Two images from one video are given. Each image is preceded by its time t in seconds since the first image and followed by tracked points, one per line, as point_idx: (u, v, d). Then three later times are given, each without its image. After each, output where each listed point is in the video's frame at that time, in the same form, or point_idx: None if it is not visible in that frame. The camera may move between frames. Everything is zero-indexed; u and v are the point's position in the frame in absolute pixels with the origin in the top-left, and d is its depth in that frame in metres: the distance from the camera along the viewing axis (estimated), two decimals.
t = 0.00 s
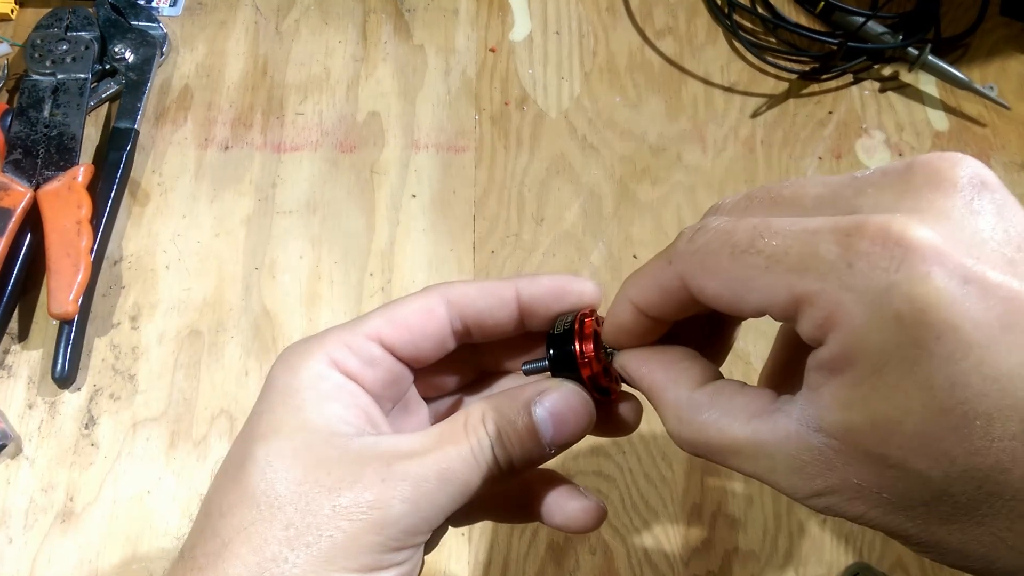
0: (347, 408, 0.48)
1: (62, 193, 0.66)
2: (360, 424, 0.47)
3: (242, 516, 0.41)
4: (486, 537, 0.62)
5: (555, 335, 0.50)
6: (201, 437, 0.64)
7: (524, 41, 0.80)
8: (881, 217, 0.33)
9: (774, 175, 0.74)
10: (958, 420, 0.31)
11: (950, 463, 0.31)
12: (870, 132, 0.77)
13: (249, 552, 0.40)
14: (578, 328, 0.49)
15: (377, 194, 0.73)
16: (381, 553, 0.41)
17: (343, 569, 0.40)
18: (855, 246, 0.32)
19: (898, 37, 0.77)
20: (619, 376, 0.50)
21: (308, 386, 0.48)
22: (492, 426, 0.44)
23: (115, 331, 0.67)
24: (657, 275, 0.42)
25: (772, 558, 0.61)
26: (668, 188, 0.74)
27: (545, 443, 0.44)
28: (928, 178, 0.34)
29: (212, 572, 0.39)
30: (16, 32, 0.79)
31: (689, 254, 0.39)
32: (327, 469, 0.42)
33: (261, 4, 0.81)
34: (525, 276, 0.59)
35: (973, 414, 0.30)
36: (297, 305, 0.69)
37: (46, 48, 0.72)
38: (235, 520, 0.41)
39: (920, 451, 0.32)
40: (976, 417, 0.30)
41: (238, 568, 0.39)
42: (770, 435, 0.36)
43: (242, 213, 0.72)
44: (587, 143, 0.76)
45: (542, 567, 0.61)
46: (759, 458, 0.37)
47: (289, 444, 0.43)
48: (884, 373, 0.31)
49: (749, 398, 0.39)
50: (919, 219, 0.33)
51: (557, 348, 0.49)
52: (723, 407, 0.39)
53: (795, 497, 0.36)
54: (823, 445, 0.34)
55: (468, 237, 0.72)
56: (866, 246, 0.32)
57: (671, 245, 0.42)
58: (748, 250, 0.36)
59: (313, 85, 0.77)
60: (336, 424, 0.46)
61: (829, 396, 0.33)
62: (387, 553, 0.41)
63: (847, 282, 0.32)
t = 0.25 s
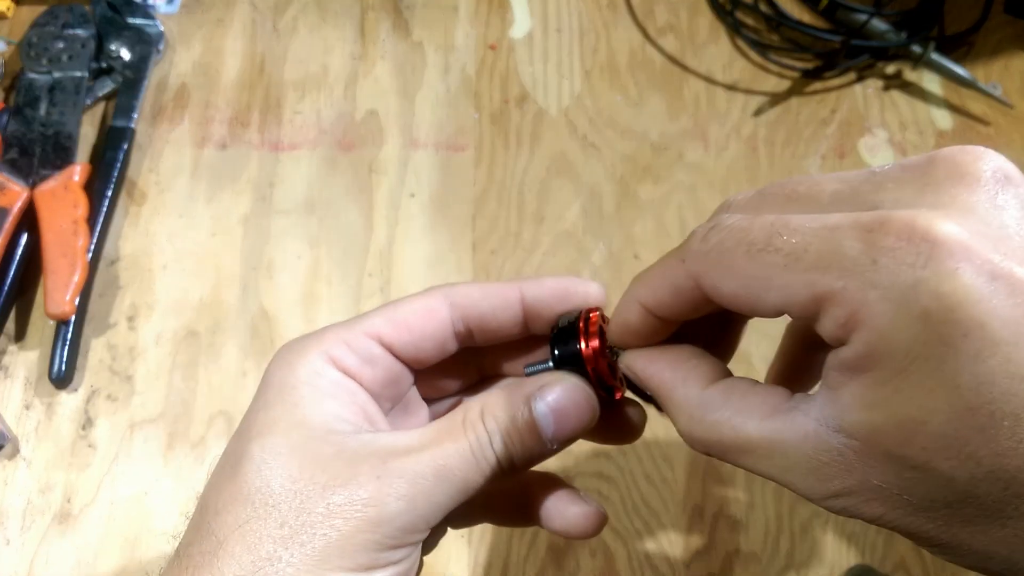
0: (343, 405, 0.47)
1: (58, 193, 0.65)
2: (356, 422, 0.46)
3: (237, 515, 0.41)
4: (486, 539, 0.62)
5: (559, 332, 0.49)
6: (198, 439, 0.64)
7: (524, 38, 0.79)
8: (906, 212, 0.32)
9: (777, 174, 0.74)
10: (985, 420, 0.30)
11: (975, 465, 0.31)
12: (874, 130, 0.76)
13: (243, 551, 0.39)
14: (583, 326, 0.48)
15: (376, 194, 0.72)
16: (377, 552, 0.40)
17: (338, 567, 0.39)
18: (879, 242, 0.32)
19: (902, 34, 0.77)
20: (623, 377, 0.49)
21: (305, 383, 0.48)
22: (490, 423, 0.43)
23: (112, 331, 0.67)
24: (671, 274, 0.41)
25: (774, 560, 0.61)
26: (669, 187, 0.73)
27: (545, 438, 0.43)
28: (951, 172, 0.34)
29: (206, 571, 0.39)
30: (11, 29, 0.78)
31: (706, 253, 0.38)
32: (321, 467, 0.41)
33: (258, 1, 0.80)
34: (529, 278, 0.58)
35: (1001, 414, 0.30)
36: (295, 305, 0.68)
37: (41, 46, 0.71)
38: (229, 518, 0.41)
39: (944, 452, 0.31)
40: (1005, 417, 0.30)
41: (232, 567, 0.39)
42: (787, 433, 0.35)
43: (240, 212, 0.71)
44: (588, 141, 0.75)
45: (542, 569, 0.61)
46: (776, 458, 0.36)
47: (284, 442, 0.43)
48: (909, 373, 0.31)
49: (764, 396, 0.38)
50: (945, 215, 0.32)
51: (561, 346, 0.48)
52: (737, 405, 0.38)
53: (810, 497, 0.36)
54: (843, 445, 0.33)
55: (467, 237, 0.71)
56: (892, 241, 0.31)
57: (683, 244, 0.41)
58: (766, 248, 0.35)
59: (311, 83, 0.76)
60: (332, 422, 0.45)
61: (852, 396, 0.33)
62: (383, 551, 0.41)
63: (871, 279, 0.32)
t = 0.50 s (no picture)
0: (350, 410, 0.49)
1: (61, 193, 0.66)
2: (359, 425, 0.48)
3: (242, 514, 0.42)
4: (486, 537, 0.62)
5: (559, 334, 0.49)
6: (201, 437, 0.64)
7: (524, 41, 0.80)
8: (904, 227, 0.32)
9: (775, 175, 0.74)
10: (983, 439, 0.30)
11: (972, 482, 0.31)
12: (871, 131, 0.77)
13: (248, 550, 0.40)
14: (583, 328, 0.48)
15: (377, 195, 0.73)
16: (379, 548, 0.41)
17: (339, 563, 0.40)
18: (874, 260, 0.31)
19: (898, 36, 0.77)
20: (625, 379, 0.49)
21: (313, 387, 0.49)
22: (476, 401, 0.43)
23: (115, 331, 0.67)
24: (668, 279, 0.41)
25: (772, 557, 0.62)
26: (668, 188, 0.74)
27: (530, 407, 0.43)
28: (952, 179, 0.33)
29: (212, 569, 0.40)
30: (16, 31, 0.79)
31: (703, 261, 0.39)
32: (323, 466, 0.42)
33: (261, 4, 0.81)
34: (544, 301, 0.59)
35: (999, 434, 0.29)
36: (297, 305, 0.69)
37: (45, 48, 0.72)
38: (235, 518, 0.42)
39: (939, 469, 0.31)
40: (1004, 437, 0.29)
41: (237, 564, 0.40)
42: (783, 442, 0.36)
43: (242, 213, 0.72)
44: (587, 143, 0.76)
45: (542, 567, 0.61)
46: (773, 467, 0.37)
47: (288, 443, 0.44)
48: (907, 394, 0.31)
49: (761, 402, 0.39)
50: (944, 230, 0.32)
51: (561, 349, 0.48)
52: (735, 412, 0.39)
53: (808, 504, 0.37)
54: (837, 457, 0.34)
55: (468, 238, 0.72)
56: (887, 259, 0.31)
57: (678, 253, 0.41)
58: (762, 262, 0.35)
59: (313, 85, 0.77)
60: (336, 425, 0.46)
61: (847, 411, 0.33)
62: (384, 547, 0.41)
63: (866, 296, 0.31)
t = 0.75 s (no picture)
0: (349, 406, 0.49)
1: (62, 194, 0.66)
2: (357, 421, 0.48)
3: (240, 509, 0.42)
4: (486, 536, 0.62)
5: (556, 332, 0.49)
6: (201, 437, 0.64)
7: (524, 41, 0.80)
8: (917, 230, 0.32)
9: (775, 175, 0.74)
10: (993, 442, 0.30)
11: (981, 485, 0.31)
12: (870, 132, 0.77)
13: (246, 545, 0.40)
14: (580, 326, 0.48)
15: (377, 195, 0.73)
16: (376, 543, 0.41)
17: (336, 557, 0.40)
18: (888, 263, 0.31)
19: (898, 37, 0.77)
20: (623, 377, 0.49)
21: (314, 384, 0.50)
22: (471, 394, 0.42)
23: (115, 331, 0.67)
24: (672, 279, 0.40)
25: (772, 557, 0.62)
26: (668, 188, 0.74)
27: (524, 397, 0.43)
28: (962, 180, 0.34)
29: (210, 564, 0.40)
30: (15, 31, 0.79)
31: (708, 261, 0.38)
32: (320, 461, 0.42)
33: (261, 4, 0.81)
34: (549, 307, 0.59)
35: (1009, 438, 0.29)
36: (297, 305, 0.69)
37: (46, 48, 0.72)
38: (233, 513, 0.42)
39: (949, 472, 0.31)
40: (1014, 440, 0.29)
41: (234, 559, 0.40)
42: (788, 445, 0.36)
43: (242, 213, 0.72)
44: (588, 143, 0.76)
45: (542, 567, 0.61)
46: (778, 469, 0.37)
47: (286, 438, 0.44)
48: (918, 397, 0.31)
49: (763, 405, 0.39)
50: (958, 233, 0.32)
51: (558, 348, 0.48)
52: (738, 414, 0.39)
53: (812, 507, 0.37)
54: (844, 460, 0.34)
55: (468, 237, 0.72)
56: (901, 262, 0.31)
57: (683, 251, 0.41)
58: (770, 263, 0.35)
59: (313, 85, 0.77)
60: (335, 420, 0.46)
61: (857, 413, 0.33)
62: (381, 542, 0.41)
63: (880, 299, 0.31)
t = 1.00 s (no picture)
0: (344, 408, 0.49)
1: (62, 193, 0.66)
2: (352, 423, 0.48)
3: (233, 509, 0.42)
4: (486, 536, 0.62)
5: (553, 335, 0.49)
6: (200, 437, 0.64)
7: (524, 41, 0.80)
8: (928, 221, 0.32)
9: (775, 175, 0.74)
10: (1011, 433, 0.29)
11: (996, 479, 0.31)
12: (870, 132, 0.77)
13: (238, 545, 0.40)
14: (576, 327, 0.48)
15: (377, 195, 0.73)
16: (368, 544, 0.41)
17: (327, 558, 0.40)
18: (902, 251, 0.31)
19: (898, 37, 0.77)
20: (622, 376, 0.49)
21: (311, 384, 0.50)
22: (466, 395, 0.42)
23: (115, 331, 0.67)
24: (677, 272, 0.40)
25: (772, 557, 0.62)
26: (668, 188, 0.74)
27: (520, 399, 0.43)
28: (966, 176, 0.34)
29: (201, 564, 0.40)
30: (15, 31, 0.79)
31: (717, 253, 0.38)
32: (313, 462, 0.42)
33: (261, 4, 0.81)
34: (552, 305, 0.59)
35: None
36: (297, 306, 0.69)
37: (46, 48, 0.72)
38: (226, 513, 0.42)
39: (963, 466, 0.31)
40: None
41: (225, 559, 0.40)
42: (797, 443, 0.36)
43: (242, 213, 0.72)
44: (588, 143, 0.76)
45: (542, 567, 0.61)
46: (787, 468, 0.36)
47: (281, 439, 0.44)
48: (931, 388, 0.31)
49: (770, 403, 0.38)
50: (968, 224, 0.32)
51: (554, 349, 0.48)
52: (744, 412, 0.39)
53: (818, 507, 0.36)
54: (857, 456, 0.34)
55: (468, 237, 0.72)
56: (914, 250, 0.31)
57: (688, 242, 0.41)
58: (779, 252, 0.35)
59: (313, 85, 0.77)
60: (330, 422, 0.46)
61: (871, 406, 0.33)
62: (372, 543, 0.41)
63: (894, 288, 0.31)
